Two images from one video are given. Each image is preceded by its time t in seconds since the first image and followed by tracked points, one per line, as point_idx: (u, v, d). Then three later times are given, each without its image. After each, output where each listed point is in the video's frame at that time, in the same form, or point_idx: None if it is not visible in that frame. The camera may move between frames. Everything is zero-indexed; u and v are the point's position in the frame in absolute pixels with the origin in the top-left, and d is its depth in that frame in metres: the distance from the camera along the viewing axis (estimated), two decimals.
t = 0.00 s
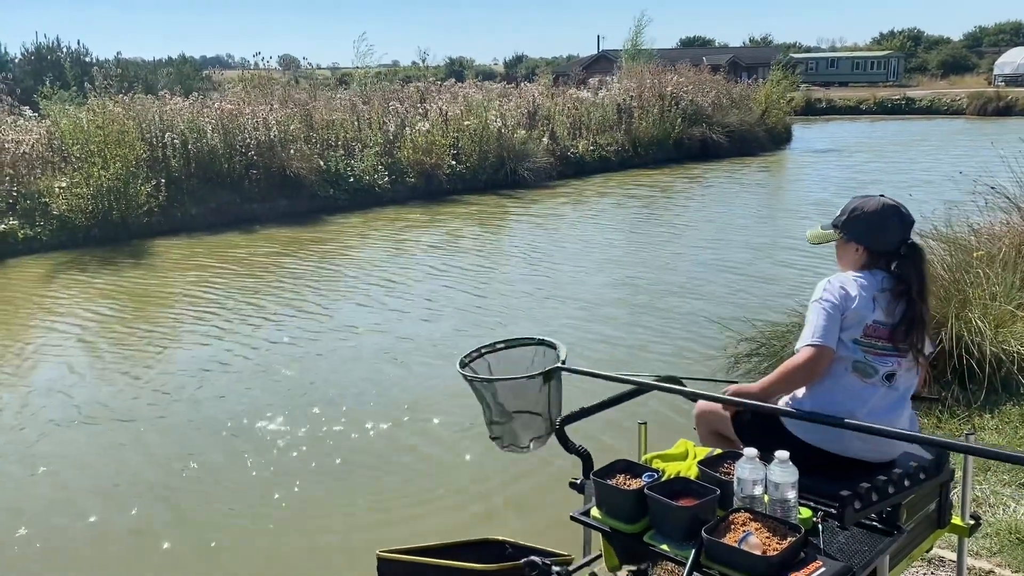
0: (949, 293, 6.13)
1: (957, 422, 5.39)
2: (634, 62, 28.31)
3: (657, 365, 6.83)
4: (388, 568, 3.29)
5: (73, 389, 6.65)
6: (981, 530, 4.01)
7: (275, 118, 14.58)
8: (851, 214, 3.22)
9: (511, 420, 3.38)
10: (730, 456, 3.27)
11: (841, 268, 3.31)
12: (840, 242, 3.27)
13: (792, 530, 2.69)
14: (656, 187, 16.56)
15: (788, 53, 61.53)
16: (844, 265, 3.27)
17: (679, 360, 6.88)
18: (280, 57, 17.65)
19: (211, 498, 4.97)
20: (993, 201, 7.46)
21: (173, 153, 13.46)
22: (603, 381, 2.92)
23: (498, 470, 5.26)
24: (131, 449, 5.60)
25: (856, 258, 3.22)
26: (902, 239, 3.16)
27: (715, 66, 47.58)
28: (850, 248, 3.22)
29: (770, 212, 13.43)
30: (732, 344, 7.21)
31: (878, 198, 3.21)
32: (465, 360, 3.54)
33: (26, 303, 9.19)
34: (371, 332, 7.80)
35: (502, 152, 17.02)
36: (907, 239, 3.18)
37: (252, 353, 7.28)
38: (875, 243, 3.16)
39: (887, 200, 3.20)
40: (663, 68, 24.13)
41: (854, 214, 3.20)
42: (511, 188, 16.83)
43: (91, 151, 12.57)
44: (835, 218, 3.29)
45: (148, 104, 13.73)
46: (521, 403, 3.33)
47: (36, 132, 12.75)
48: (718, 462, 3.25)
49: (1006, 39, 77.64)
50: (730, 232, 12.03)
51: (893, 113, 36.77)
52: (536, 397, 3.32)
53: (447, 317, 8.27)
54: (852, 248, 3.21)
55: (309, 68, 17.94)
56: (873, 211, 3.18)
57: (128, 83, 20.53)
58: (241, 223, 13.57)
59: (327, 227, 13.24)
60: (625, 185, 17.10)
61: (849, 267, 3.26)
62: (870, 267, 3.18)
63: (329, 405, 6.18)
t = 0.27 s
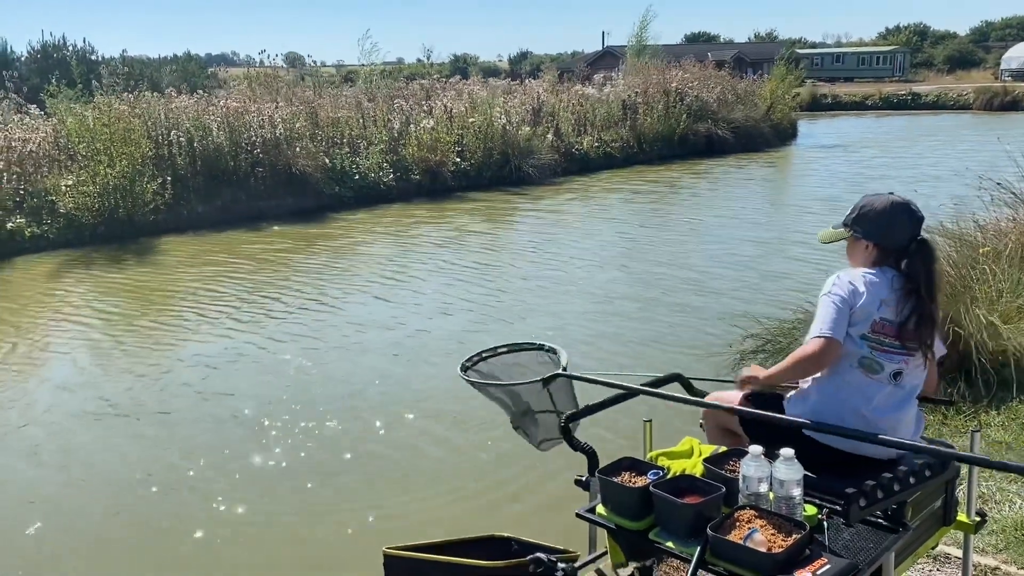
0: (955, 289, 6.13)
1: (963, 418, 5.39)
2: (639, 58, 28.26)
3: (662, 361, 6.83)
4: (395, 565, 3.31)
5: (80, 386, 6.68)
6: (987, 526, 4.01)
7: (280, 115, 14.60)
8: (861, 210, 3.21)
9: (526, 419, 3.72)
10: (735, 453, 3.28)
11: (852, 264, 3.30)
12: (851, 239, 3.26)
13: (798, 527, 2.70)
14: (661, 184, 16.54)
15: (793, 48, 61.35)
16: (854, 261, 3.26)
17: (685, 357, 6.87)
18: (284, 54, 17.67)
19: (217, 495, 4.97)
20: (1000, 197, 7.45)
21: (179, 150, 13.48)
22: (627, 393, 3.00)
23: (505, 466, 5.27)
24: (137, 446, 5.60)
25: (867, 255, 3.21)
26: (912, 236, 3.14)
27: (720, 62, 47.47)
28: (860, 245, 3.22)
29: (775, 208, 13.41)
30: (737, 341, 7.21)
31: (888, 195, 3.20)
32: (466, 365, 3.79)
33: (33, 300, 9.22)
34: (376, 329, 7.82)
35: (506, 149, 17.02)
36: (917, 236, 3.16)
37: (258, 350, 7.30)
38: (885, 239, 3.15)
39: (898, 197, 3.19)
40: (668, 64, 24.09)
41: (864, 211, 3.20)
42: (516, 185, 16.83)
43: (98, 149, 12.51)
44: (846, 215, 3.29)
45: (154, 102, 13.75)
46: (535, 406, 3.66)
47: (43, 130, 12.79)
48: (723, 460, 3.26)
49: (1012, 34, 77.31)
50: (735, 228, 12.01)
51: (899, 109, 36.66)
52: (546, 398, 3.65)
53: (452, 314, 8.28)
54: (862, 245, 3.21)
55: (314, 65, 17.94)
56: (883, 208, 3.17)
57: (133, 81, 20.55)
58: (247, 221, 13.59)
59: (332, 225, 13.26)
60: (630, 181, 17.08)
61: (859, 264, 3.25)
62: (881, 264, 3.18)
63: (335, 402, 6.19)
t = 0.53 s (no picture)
0: (964, 281, 6.08)
1: (971, 410, 5.36)
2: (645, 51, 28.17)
3: (667, 353, 6.80)
4: (400, 555, 3.30)
5: (85, 378, 6.68)
6: (994, 517, 3.99)
7: (285, 110, 14.59)
8: (872, 200, 3.19)
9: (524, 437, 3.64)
10: (741, 442, 3.27)
11: (863, 255, 3.28)
12: (862, 229, 3.25)
13: (804, 515, 2.69)
14: (667, 177, 16.49)
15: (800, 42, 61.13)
16: (865, 251, 3.24)
17: (690, 349, 6.85)
18: (289, 48, 17.66)
19: (221, 487, 4.96)
20: (1009, 188, 7.39)
21: (184, 144, 13.48)
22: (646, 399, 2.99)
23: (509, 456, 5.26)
24: (141, 438, 5.59)
25: (878, 244, 3.19)
26: (924, 224, 3.13)
27: (726, 55, 47.30)
28: (871, 235, 3.20)
29: (781, 201, 13.35)
30: (743, 333, 7.18)
31: (899, 185, 3.19)
32: (472, 377, 3.78)
33: (39, 293, 9.23)
34: (380, 321, 7.81)
35: (511, 142, 17.00)
36: (929, 225, 3.15)
37: (263, 342, 7.30)
38: (897, 227, 3.13)
39: (908, 186, 3.18)
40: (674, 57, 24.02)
41: (875, 200, 3.18)
42: (521, 178, 16.80)
43: (103, 143, 12.63)
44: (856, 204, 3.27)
45: (158, 96, 13.77)
46: (536, 421, 3.60)
47: (48, 125, 12.82)
48: (729, 449, 3.25)
49: (1020, 27, 76.90)
50: (741, 220, 11.96)
51: (906, 102, 36.50)
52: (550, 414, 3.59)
53: (457, 306, 8.25)
54: (874, 234, 3.19)
55: (319, 60, 17.94)
56: (894, 197, 3.15)
57: (138, 75, 20.56)
58: (252, 215, 13.60)
59: (337, 218, 13.26)
60: (635, 174, 17.03)
61: (870, 254, 3.23)
62: (893, 252, 3.15)
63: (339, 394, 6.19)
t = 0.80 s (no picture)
0: (971, 273, 6.04)
1: (977, 402, 5.34)
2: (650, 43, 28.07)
3: (672, 346, 6.79)
4: (404, 547, 3.29)
5: (90, 370, 6.69)
6: (1000, 509, 3.98)
7: (289, 103, 14.58)
8: (881, 190, 3.17)
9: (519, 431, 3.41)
10: (746, 433, 3.27)
11: (872, 246, 3.26)
12: (871, 220, 3.22)
13: (809, 506, 2.68)
14: (671, 170, 16.45)
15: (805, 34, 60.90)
16: (875, 242, 3.22)
17: (695, 341, 6.83)
18: (294, 42, 17.64)
19: (227, 480, 4.96)
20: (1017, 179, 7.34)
21: (188, 138, 13.49)
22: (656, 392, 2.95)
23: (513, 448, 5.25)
24: (145, 432, 5.58)
25: (888, 236, 3.18)
26: (935, 214, 3.11)
27: (731, 47, 47.17)
28: (881, 226, 3.18)
29: (786, 194, 13.31)
30: (748, 326, 7.16)
31: (908, 174, 3.16)
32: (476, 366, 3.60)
33: (44, 286, 9.25)
34: (384, 314, 7.81)
35: (516, 135, 16.97)
36: (939, 215, 3.14)
37: (267, 336, 7.31)
38: (908, 218, 3.12)
39: (918, 175, 3.16)
40: (679, 49, 23.95)
41: (885, 190, 3.16)
42: (526, 172, 16.78)
43: (108, 137, 12.54)
44: (864, 195, 3.24)
45: (163, 89, 13.76)
46: (534, 413, 3.38)
47: (53, 119, 12.83)
48: (734, 440, 3.24)
49: None
50: (746, 213, 11.93)
51: (912, 94, 36.36)
52: (550, 407, 3.39)
53: (461, 298, 8.24)
54: (883, 226, 3.17)
55: (323, 53, 17.91)
56: (904, 187, 3.13)
57: (143, 69, 20.56)
58: (257, 209, 13.60)
59: (341, 211, 13.26)
60: (640, 167, 17.00)
61: (880, 245, 3.21)
62: (903, 244, 3.14)
63: (343, 386, 6.19)
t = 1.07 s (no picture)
0: (977, 267, 6.03)
1: (981, 396, 5.33)
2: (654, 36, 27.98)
3: (676, 339, 6.78)
4: (408, 539, 3.27)
5: (95, 363, 6.70)
6: (1005, 502, 3.98)
7: (293, 96, 14.57)
8: (886, 183, 3.17)
9: (520, 423, 3.43)
10: (750, 427, 3.26)
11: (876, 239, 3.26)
12: (875, 213, 3.23)
13: (813, 500, 2.68)
14: (676, 163, 16.41)
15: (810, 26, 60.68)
16: (878, 236, 3.23)
17: (698, 335, 6.83)
18: (297, 35, 17.63)
19: (233, 472, 4.95)
20: None
21: (193, 131, 13.51)
22: (663, 385, 2.91)
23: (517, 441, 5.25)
24: (151, 424, 5.57)
25: (892, 228, 3.18)
26: (938, 207, 3.12)
27: (736, 40, 47.04)
28: (884, 219, 3.18)
29: (791, 187, 13.28)
30: (752, 319, 7.14)
31: (912, 166, 3.17)
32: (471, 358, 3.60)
33: (48, 279, 9.26)
34: (388, 307, 7.82)
35: (520, 129, 16.96)
36: (943, 207, 3.14)
37: (271, 329, 7.31)
38: (912, 211, 3.12)
39: (921, 168, 3.16)
40: (683, 42, 23.88)
41: (889, 183, 3.16)
42: (530, 165, 16.76)
43: (113, 130, 12.60)
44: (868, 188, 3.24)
45: (167, 83, 13.76)
46: (531, 405, 3.39)
47: (57, 112, 12.84)
48: (738, 433, 3.24)
49: None
50: (750, 206, 11.90)
51: (917, 87, 36.22)
52: (546, 399, 3.39)
53: (465, 292, 8.24)
54: (888, 219, 3.17)
55: (327, 46, 17.90)
56: (908, 179, 3.14)
57: (147, 63, 20.56)
58: (262, 202, 13.60)
59: (345, 205, 13.27)
60: (644, 160, 16.97)
61: (883, 238, 3.22)
62: (907, 238, 3.14)
63: (347, 379, 6.20)
